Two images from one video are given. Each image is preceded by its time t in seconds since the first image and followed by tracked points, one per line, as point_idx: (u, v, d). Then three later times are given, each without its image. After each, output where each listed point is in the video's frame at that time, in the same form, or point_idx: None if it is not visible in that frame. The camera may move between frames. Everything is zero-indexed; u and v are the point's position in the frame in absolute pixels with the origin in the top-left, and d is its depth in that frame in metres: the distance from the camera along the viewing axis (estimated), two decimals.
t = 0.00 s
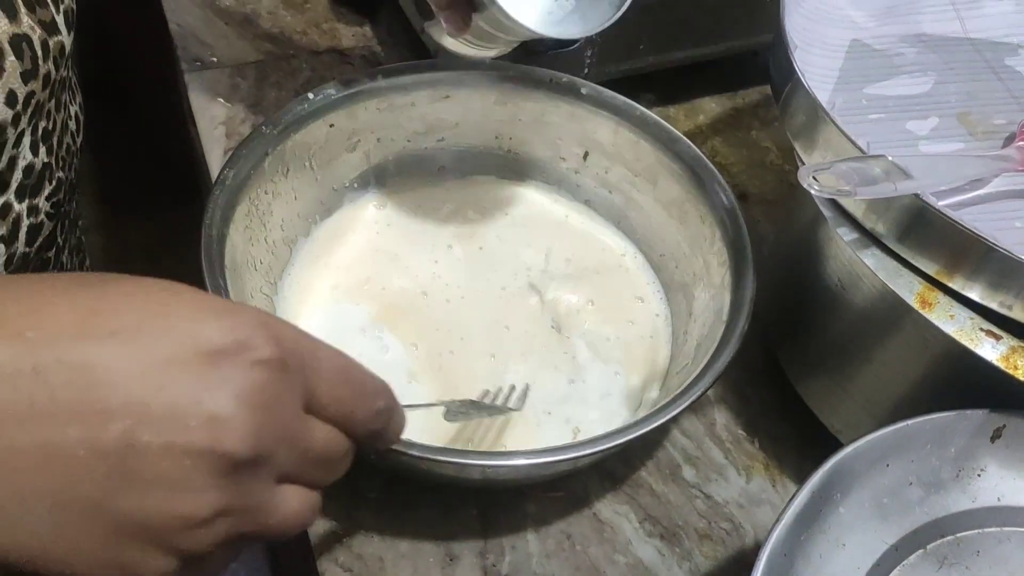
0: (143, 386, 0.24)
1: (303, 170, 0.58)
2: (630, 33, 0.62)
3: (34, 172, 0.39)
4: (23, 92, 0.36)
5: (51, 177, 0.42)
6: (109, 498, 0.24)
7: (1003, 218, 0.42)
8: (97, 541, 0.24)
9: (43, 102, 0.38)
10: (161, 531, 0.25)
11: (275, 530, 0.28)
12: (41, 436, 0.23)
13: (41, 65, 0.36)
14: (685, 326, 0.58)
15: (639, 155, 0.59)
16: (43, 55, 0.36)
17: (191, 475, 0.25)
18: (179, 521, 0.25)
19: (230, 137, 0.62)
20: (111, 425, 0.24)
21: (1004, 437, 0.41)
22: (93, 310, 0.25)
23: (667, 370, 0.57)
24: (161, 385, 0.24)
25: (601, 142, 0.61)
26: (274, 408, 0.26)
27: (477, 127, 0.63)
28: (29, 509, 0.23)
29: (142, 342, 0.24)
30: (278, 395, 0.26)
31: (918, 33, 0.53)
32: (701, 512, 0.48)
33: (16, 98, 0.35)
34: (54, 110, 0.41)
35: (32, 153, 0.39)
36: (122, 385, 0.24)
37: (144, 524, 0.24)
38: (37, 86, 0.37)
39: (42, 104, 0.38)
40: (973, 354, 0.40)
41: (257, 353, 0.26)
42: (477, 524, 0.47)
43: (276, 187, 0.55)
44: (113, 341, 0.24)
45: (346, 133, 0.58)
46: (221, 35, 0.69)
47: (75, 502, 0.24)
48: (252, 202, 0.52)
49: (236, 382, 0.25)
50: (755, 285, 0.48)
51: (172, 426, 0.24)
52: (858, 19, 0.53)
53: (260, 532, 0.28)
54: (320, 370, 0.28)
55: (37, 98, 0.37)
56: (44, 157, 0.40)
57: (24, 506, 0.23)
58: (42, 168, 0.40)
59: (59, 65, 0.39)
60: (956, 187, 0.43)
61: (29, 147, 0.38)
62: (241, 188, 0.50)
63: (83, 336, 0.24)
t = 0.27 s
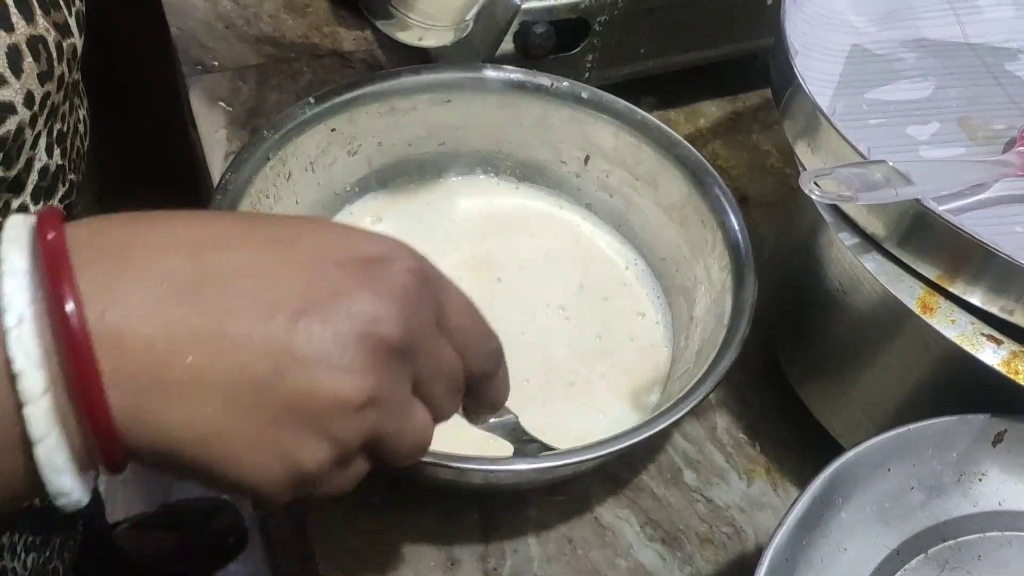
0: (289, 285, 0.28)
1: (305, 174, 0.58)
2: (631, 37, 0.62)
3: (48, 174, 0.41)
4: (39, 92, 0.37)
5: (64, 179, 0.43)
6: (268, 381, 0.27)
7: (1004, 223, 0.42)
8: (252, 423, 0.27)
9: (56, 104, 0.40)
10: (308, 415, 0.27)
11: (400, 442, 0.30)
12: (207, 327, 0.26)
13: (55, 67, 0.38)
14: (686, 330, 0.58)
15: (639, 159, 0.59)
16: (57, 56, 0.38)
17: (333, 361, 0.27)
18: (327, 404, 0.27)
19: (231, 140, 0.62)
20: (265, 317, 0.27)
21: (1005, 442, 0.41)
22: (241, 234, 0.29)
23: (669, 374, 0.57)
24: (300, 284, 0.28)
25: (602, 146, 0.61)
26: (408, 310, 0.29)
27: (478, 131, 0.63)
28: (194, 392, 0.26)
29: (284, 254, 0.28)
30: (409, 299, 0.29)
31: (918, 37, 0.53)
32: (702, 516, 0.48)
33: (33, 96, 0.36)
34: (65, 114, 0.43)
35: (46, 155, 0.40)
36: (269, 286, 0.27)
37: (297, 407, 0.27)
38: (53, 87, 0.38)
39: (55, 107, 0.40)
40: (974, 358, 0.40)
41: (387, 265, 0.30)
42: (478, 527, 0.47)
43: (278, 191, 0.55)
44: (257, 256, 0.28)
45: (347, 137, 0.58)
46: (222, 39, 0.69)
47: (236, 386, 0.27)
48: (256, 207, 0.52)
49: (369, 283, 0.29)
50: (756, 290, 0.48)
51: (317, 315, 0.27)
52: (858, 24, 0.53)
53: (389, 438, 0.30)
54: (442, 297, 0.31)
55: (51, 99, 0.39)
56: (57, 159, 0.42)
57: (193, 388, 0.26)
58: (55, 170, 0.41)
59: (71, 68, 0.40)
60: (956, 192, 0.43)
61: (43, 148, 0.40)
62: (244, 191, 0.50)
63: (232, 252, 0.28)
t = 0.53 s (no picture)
0: (398, 241, 0.31)
1: (304, 176, 0.58)
2: (630, 39, 0.62)
3: (58, 164, 0.42)
4: (51, 82, 0.37)
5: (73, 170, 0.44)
6: (402, 324, 0.30)
7: (1003, 225, 0.42)
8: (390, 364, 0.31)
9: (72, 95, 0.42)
10: (440, 350, 0.31)
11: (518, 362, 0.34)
12: (342, 285, 0.30)
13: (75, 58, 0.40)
14: (685, 331, 0.58)
15: (638, 160, 0.59)
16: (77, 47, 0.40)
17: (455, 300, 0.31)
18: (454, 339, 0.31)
19: (230, 142, 0.62)
20: (390, 269, 0.31)
21: (1004, 443, 0.41)
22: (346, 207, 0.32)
23: (669, 376, 0.56)
24: (406, 238, 0.32)
25: (601, 148, 0.61)
26: (498, 245, 0.33)
27: (478, 133, 0.63)
28: (342, 342, 0.30)
29: (385, 218, 0.32)
30: (495, 239, 0.33)
31: (917, 39, 0.53)
32: (701, 517, 0.48)
33: (46, 87, 0.37)
34: (76, 104, 0.44)
35: (57, 146, 0.42)
36: (382, 243, 0.31)
37: (429, 347, 0.31)
38: (64, 77, 0.39)
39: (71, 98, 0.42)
40: (973, 360, 0.40)
41: (469, 216, 0.33)
42: (477, 529, 0.47)
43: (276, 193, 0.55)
44: (365, 220, 0.32)
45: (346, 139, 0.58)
46: (221, 41, 0.69)
47: (373, 332, 0.30)
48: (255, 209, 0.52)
49: (462, 231, 0.32)
50: (755, 292, 0.48)
51: (430, 261, 0.31)
52: (857, 26, 0.53)
53: (504, 362, 0.33)
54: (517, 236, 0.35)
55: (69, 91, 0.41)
56: (67, 149, 0.43)
57: (340, 340, 0.30)
58: (66, 161, 0.43)
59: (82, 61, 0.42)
60: (954, 194, 0.43)
61: (54, 139, 0.41)
62: (242, 193, 0.50)
63: (345, 222, 0.32)
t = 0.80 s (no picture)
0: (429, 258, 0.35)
1: (304, 180, 0.58)
2: (630, 42, 0.62)
3: (68, 158, 0.48)
4: (63, 75, 0.42)
5: (81, 164, 0.50)
6: (447, 340, 0.34)
7: (1003, 230, 0.42)
8: (435, 378, 0.34)
9: (74, 92, 0.45)
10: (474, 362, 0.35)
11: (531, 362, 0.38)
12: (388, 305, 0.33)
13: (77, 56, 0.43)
14: (686, 336, 0.58)
15: (638, 164, 0.59)
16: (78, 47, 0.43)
17: (489, 313, 0.35)
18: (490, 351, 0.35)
19: (229, 146, 0.62)
20: (430, 288, 0.34)
21: (1006, 449, 0.41)
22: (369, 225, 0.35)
23: (669, 380, 0.56)
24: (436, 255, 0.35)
25: (601, 152, 0.61)
26: (510, 258, 0.37)
27: (477, 137, 0.63)
28: (392, 361, 0.33)
29: (413, 235, 0.35)
30: (507, 246, 0.37)
31: (917, 43, 0.53)
32: (702, 522, 0.48)
33: (57, 79, 0.42)
34: (85, 103, 0.49)
35: (66, 140, 0.47)
36: (416, 263, 0.34)
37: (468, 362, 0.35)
38: (72, 73, 0.43)
39: (73, 94, 0.46)
40: (973, 366, 0.40)
41: (484, 227, 0.37)
42: (477, 535, 0.47)
43: (276, 197, 0.55)
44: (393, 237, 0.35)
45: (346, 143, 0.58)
46: (220, 44, 0.69)
47: (419, 347, 0.33)
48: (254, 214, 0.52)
49: (483, 244, 0.36)
50: (755, 297, 0.48)
51: (462, 282, 0.35)
52: (857, 30, 0.53)
53: (524, 361, 0.38)
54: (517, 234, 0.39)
55: (72, 87, 0.44)
56: (76, 146, 0.48)
57: (389, 361, 0.33)
58: (74, 155, 0.48)
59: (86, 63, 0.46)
60: (955, 199, 0.43)
61: (64, 135, 0.47)
62: (242, 198, 0.50)
63: (375, 241, 0.34)
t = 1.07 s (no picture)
0: (531, 265, 0.37)
1: (302, 183, 0.58)
2: (629, 44, 0.62)
3: (67, 154, 0.47)
4: (62, 69, 0.42)
5: (81, 160, 0.50)
6: (553, 341, 0.36)
7: (1005, 233, 0.42)
8: (541, 377, 0.36)
9: (75, 87, 0.45)
10: (583, 364, 0.36)
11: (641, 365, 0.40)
12: (493, 311, 0.35)
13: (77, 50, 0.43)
14: (685, 339, 0.57)
15: (638, 166, 0.58)
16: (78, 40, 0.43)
17: (591, 314, 0.37)
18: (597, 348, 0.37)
19: (226, 148, 0.62)
20: (533, 292, 0.36)
21: (1008, 453, 0.40)
22: (471, 240, 0.37)
23: (669, 384, 0.56)
24: (540, 259, 0.37)
25: (600, 154, 0.60)
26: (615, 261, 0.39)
27: (477, 139, 0.63)
28: (501, 365, 0.35)
29: (512, 243, 0.37)
30: (608, 250, 0.39)
31: (918, 45, 0.53)
32: (702, 527, 0.48)
33: (57, 73, 0.42)
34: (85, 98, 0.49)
35: (66, 136, 0.47)
36: (524, 269, 0.37)
37: (575, 363, 0.36)
38: (73, 66, 0.43)
39: (74, 89, 0.46)
40: (975, 369, 0.39)
41: (583, 231, 0.39)
42: (476, 539, 0.47)
43: (274, 199, 0.55)
44: (492, 248, 0.37)
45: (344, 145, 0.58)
46: (218, 45, 0.68)
47: (528, 347, 0.35)
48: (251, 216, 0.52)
49: (583, 248, 0.38)
50: (755, 300, 0.47)
51: (568, 281, 0.37)
52: (858, 31, 0.53)
53: (634, 362, 0.39)
54: (617, 239, 0.41)
55: (72, 81, 0.44)
56: (76, 141, 0.48)
57: (494, 366, 0.35)
58: (74, 150, 0.48)
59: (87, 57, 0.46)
60: (956, 202, 0.42)
61: (64, 130, 0.46)
62: (239, 200, 0.50)
63: (474, 252, 0.37)
